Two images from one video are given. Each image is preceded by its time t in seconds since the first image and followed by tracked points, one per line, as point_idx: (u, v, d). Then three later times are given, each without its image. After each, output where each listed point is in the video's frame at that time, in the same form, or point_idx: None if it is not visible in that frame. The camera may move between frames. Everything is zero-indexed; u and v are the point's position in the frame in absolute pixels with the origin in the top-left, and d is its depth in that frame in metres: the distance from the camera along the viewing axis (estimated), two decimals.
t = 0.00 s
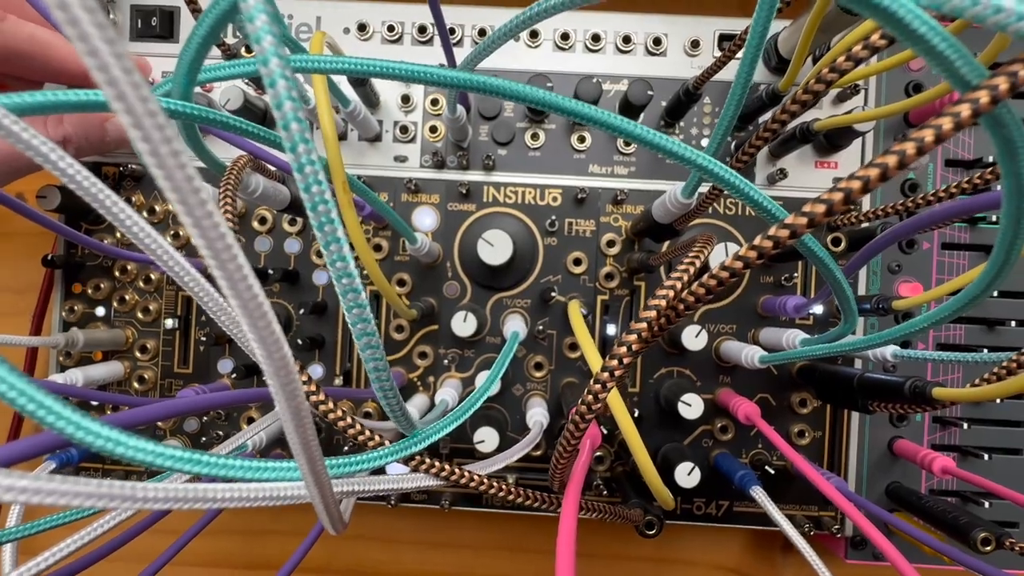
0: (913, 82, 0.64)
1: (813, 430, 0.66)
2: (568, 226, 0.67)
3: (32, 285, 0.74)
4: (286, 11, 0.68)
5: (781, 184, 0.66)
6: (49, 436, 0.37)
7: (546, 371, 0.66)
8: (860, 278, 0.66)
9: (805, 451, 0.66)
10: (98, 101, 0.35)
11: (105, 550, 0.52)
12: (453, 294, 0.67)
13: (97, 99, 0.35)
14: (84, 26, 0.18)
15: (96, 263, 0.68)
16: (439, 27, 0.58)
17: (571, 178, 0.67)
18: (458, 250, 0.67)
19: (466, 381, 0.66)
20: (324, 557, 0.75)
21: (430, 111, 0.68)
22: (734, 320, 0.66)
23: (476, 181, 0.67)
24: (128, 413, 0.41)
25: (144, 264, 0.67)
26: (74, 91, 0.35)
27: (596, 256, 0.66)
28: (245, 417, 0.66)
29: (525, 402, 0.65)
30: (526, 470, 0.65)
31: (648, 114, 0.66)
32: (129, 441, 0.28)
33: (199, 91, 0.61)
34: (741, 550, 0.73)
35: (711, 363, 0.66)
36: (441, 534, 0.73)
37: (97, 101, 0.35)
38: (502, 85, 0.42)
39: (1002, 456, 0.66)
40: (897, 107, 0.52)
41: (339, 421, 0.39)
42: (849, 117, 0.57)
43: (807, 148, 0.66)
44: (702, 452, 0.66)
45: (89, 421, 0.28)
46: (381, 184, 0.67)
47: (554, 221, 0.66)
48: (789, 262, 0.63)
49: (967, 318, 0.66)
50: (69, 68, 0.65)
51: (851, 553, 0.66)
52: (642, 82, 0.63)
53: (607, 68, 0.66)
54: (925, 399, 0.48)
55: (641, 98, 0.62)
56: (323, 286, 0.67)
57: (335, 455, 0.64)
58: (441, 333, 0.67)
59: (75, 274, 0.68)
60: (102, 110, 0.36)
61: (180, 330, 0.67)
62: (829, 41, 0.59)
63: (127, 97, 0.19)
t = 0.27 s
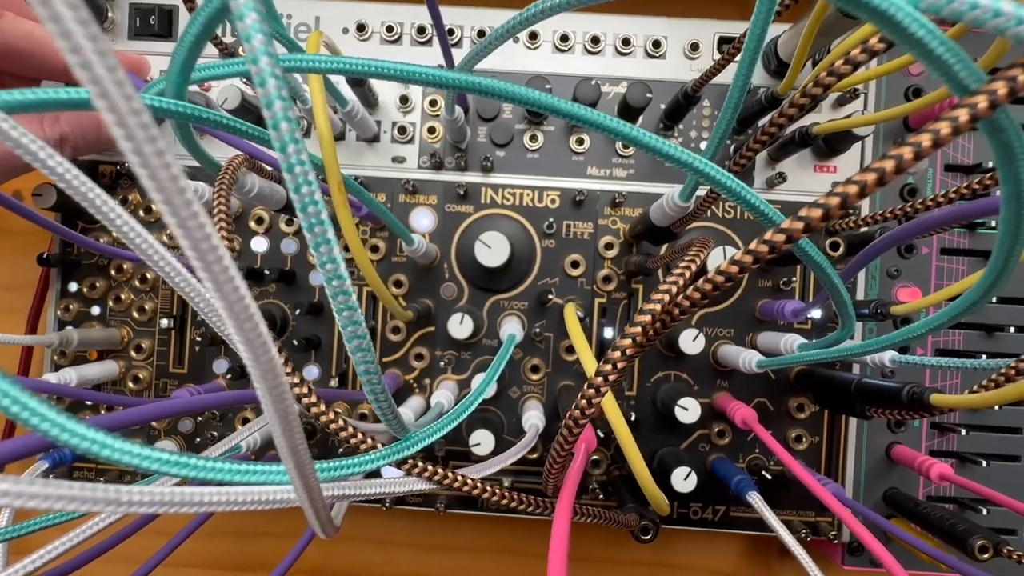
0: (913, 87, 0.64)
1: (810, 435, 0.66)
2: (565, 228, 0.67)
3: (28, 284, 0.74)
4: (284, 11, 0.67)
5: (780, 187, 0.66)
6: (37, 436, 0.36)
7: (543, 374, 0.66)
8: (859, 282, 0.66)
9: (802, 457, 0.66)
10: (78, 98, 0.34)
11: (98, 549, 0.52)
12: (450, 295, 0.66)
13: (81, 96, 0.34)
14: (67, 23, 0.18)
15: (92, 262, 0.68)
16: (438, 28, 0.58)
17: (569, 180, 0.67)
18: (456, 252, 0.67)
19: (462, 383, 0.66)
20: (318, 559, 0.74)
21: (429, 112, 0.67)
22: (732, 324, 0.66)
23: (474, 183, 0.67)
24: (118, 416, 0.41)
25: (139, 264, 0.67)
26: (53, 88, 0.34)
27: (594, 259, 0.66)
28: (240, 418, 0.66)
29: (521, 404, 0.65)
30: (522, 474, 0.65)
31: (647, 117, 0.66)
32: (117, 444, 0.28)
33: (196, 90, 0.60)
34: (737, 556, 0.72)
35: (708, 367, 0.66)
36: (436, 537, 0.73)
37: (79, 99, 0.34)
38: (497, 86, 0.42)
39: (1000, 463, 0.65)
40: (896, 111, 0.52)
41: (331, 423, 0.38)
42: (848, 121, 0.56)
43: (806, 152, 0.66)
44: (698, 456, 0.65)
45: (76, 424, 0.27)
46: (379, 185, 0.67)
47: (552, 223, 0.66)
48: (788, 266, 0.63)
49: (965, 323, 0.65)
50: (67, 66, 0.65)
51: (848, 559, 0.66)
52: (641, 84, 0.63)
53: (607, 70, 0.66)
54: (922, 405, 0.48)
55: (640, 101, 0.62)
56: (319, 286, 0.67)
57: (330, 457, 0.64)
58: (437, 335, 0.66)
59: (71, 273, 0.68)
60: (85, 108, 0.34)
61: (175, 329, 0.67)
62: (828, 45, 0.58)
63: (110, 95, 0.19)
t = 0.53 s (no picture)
0: (912, 95, 0.63)
1: (806, 443, 0.65)
2: (563, 232, 0.66)
3: (25, 282, 0.74)
4: (283, 12, 0.67)
5: (778, 194, 0.66)
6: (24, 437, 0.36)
7: (538, 379, 0.65)
8: (857, 289, 0.66)
9: (798, 464, 0.66)
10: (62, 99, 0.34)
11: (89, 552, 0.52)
12: (446, 299, 0.66)
13: (64, 98, 0.34)
14: (50, 26, 0.18)
15: (87, 261, 0.68)
16: (436, 31, 0.57)
17: (567, 184, 0.67)
18: (453, 255, 0.66)
19: (458, 387, 0.66)
20: (311, 562, 0.74)
21: (427, 115, 0.67)
22: (729, 330, 0.66)
23: (472, 186, 0.67)
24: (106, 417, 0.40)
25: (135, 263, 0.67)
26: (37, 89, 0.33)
27: (591, 263, 0.66)
28: (234, 419, 0.66)
29: (516, 409, 0.65)
30: (516, 479, 0.65)
31: (645, 122, 0.66)
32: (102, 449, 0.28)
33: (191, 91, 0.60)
34: (732, 563, 0.72)
35: (704, 373, 0.66)
36: (430, 541, 0.73)
37: (62, 100, 0.34)
38: (491, 91, 0.42)
39: (996, 472, 0.65)
40: (894, 119, 0.52)
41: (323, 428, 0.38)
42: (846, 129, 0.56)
43: (804, 158, 0.65)
44: (694, 462, 0.65)
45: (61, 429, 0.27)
46: (376, 187, 0.67)
47: (549, 227, 0.66)
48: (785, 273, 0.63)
49: (963, 332, 0.65)
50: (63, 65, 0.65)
51: (843, 567, 0.65)
52: (640, 89, 0.63)
53: (606, 74, 0.66)
54: (918, 415, 0.48)
55: (638, 106, 0.62)
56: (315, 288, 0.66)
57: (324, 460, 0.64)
58: (433, 338, 0.66)
59: (65, 272, 0.68)
60: (66, 109, 0.34)
61: (170, 330, 0.67)
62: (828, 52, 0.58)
63: (93, 99, 0.19)
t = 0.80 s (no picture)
0: (913, 93, 0.64)
1: (804, 441, 0.65)
2: (561, 226, 0.66)
3: (22, 271, 0.73)
4: (285, 3, 0.67)
5: (778, 191, 0.66)
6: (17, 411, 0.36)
7: (535, 373, 0.65)
8: (856, 286, 0.65)
9: (795, 462, 0.65)
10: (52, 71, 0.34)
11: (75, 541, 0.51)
12: (444, 292, 0.66)
13: (54, 71, 0.34)
14: None
15: (84, 249, 0.67)
16: (437, 22, 0.57)
17: (566, 178, 0.66)
18: (451, 247, 0.66)
19: (454, 380, 0.65)
20: (304, 558, 0.73)
21: (427, 107, 0.67)
22: (727, 327, 0.65)
23: (471, 179, 0.67)
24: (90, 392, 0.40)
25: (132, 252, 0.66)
26: (29, 61, 0.33)
27: (589, 258, 0.66)
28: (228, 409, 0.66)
29: (513, 403, 0.65)
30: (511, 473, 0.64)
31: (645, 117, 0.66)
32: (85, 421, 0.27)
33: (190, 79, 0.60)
34: (729, 563, 0.71)
35: (703, 370, 0.65)
36: (423, 536, 0.72)
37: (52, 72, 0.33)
38: (489, 72, 0.42)
39: (994, 473, 0.65)
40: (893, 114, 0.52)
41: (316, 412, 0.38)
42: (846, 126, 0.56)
43: (804, 155, 0.65)
44: (690, 459, 0.64)
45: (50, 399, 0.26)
46: (375, 179, 0.67)
47: (548, 221, 0.65)
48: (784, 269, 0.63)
49: (962, 331, 0.65)
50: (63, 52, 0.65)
51: (840, 567, 0.65)
52: (640, 84, 0.63)
53: (606, 69, 0.66)
54: (916, 411, 0.47)
55: (638, 100, 0.61)
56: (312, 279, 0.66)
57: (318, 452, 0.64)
58: (430, 330, 0.66)
59: (62, 260, 0.67)
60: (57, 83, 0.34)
61: (165, 319, 0.66)
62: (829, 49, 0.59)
63: (78, 52, 0.19)
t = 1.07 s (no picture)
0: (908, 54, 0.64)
1: (793, 407, 0.63)
2: (545, 182, 0.64)
3: None
4: None
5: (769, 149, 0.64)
6: None
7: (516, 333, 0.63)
8: (849, 246, 0.63)
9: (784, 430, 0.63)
10: None
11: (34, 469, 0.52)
12: (423, 248, 0.64)
13: None
14: None
15: (53, 200, 0.65)
16: None
17: (551, 133, 0.64)
18: (431, 203, 0.64)
19: (431, 339, 0.63)
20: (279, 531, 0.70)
21: (409, 59, 0.65)
22: (716, 288, 0.63)
23: (453, 132, 0.65)
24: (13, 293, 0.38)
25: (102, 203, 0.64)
26: None
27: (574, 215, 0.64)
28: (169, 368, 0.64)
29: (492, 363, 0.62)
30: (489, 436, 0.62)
31: (633, 72, 0.65)
32: None
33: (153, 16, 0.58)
34: (717, 541, 0.69)
35: (690, 333, 0.63)
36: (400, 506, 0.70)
37: None
38: None
39: (990, 443, 0.63)
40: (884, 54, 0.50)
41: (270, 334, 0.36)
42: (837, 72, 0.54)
43: (796, 112, 0.63)
44: (675, 424, 0.62)
45: None
46: (354, 131, 0.65)
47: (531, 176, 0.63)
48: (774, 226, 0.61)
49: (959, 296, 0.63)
50: None
51: (829, 539, 0.62)
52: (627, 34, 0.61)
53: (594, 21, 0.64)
54: (908, 356, 0.45)
55: (626, 49, 0.60)
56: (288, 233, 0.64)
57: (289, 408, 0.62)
58: (407, 288, 0.64)
59: (30, 211, 0.65)
60: None
61: (135, 273, 0.64)
62: None
63: None
